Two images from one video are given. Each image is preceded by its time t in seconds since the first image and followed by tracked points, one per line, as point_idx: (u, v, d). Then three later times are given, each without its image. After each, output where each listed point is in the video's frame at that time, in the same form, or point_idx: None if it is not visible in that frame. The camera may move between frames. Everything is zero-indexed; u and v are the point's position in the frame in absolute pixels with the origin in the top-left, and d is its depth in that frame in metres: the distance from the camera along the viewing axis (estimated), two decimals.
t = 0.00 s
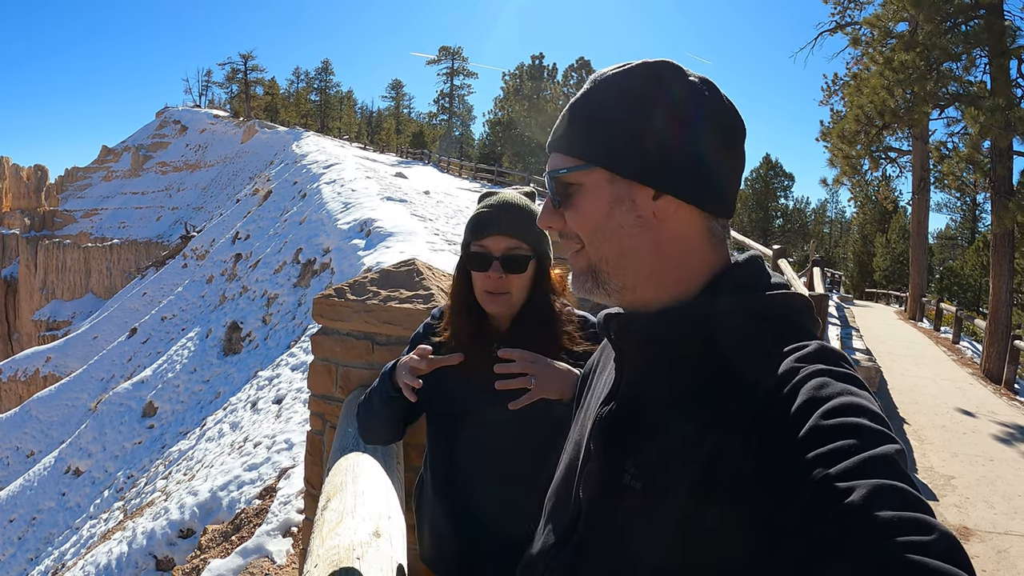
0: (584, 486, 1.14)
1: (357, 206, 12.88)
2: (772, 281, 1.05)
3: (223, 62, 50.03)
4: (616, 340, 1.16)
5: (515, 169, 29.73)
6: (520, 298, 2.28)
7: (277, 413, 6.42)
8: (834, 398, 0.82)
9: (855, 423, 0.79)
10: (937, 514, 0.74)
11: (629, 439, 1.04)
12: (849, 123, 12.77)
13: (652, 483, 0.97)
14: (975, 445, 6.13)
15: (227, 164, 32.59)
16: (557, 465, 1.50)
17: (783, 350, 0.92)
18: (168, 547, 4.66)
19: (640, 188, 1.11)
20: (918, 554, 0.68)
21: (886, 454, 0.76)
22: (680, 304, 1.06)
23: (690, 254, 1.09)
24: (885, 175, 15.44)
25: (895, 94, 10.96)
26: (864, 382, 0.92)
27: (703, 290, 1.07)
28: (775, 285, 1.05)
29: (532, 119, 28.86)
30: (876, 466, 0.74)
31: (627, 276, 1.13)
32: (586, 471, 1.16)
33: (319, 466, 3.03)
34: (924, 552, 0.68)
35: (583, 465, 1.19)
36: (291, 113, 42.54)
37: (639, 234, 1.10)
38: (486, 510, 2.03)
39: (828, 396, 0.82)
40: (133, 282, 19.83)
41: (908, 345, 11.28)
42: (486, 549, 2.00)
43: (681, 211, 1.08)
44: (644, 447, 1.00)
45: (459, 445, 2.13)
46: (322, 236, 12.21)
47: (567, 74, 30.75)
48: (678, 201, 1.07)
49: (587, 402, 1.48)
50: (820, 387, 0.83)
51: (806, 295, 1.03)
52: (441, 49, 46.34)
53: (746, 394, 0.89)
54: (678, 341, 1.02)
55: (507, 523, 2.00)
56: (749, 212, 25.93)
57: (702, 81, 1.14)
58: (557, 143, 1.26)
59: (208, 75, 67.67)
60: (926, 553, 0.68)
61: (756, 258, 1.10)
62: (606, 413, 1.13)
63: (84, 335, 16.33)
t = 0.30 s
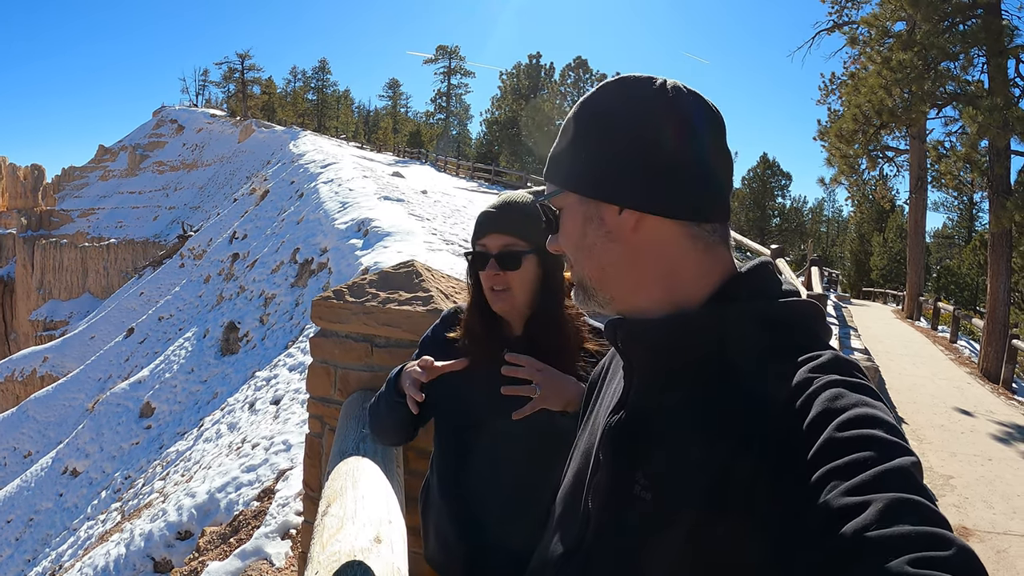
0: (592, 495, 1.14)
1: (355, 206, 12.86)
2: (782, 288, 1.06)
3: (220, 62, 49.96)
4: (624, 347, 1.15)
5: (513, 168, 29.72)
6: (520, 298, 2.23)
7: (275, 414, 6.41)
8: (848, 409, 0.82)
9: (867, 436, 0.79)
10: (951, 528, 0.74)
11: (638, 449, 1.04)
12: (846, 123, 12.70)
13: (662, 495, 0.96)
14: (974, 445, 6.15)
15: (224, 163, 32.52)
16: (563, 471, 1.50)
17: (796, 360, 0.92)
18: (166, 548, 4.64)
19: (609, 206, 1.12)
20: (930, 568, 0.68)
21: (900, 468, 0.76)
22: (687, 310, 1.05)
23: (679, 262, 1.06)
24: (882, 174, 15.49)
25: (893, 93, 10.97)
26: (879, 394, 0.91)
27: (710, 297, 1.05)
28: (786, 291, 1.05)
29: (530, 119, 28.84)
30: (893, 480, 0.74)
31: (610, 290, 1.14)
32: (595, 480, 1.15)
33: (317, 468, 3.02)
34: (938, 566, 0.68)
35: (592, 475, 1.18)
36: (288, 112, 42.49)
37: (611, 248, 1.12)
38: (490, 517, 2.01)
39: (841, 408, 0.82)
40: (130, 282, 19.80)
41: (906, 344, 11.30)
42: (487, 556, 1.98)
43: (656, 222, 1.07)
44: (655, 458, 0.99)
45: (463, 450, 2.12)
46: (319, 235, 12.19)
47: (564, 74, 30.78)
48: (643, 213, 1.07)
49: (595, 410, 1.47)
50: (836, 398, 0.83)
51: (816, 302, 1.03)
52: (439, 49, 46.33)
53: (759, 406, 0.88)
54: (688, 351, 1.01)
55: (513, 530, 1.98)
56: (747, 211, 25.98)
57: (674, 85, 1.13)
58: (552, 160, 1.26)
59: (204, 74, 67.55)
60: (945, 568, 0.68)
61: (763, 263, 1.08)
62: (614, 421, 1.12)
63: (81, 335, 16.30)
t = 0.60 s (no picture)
0: (597, 498, 1.14)
1: (353, 206, 12.85)
2: (786, 290, 1.05)
3: (217, 61, 49.87)
4: (628, 349, 1.14)
5: (511, 167, 29.71)
6: (509, 291, 2.18)
7: (274, 414, 6.39)
8: (850, 411, 0.82)
9: (869, 436, 0.78)
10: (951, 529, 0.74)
11: (641, 451, 1.04)
12: (844, 122, 12.73)
13: (666, 497, 0.96)
14: (972, 444, 6.16)
15: (222, 163, 32.47)
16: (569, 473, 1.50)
17: (799, 364, 0.91)
18: (165, 549, 4.63)
19: (617, 206, 1.12)
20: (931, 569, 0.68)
21: (901, 469, 0.76)
22: (690, 313, 1.05)
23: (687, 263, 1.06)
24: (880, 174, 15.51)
25: (891, 93, 10.98)
26: (883, 395, 0.91)
27: (714, 300, 1.05)
28: (790, 293, 1.04)
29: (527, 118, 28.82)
30: (894, 481, 0.74)
31: (619, 290, 1.13)
32: (600, 484, 1.15)
33: (317, 470, 3.01)
34: (941, 567, 0.68)
35: (597, 478, 1.18)
36: (286, 112, 42.45)
37: (619, 248, 1.12)
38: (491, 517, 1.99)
39: (842, 410, 0.82)
40: (128, 282, 19.75)
41: (904, 344, 11.31)
42: (489, 556, 1.96)
43: (664, 223, 1.07)
44: (657, 459, 0.99)
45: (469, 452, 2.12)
46: (318, 235, 12.18)
47: (562, 74, 30.80)
48: (654, 212, 1.07)
49: (601, 412, 1.47)
50: (838, 400, 0.83)
51: (819, 303, 1.03)
52: (437, 48, 46.31)
53: (763, 408, 0.88)
54: (692, 353, 1.01)
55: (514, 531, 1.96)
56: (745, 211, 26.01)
57: (685, 87, 1.13)
58: (557, 158, 1.26)
59: (201, 74, 67.42)
60: (945, 570, 0.68)
61: (768, 264, 1.08)
62: (620, 423, 1.12)
63: (78, 335, 16.27)
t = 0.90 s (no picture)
0: (596, 500, 1.13)
1: (351, 206, 12.85)
2: (783, 290, 1.05)
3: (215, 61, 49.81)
4: (626, 350, 1.14)
5: (509, 168, 29.71)
6: (497, 289, 2.20)
7: (272, 414, 6.38)
8: (847, 411, 0.82)
9: (867, 436, 0.78)
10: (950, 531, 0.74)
11: (640, 453, 1.03)
12: (842, 122, 12.78)
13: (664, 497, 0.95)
14: (971, 444, 6.17)
15: (221, 162, 32.44)
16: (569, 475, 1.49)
17: (795, 365, 0.91)
18: (163, 550, 4.62)
19: (631, 203, 1.12)
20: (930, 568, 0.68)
21: (899, 470, 0.75)
22: (689, 315, 1.05)
23: (693, 261, 1.07)
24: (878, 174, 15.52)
25: (889, 93, 10.99)
26: (879, 397, 0.91)
27: (710, 304, 1.05)
28: (786, 293, 1.04)
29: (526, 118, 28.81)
30: (892, 482, 0.74)
31: (623, 289, 1.13)
32: (599, 484, 1.14)
33: (316, 471, 3.01)
34: (938, 568, 0.68)
35: (595, 479, 1.17)
36: (285, 112, 42.42)
37: (632, 248, 1.11)
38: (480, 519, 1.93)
39: (839, 410, 0.82)
40: (127, 282, 19.74)
41: (902, 344, 11.32)
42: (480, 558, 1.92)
43: (678, 223, 1.08)
44: (656, 461, 0.99)
45: (457, 452, 2.06)
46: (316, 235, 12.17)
47: (561, 75, 30.80)
48: (668, 211, 1.07)
49: (600, 415, 1.46)
50: (834, 400, 0.83)
51: (817, 304, 1.02)
52: (435, 48, 46.28)
53: (761, 407, 0.88)
54: (691, 354, 1.00)
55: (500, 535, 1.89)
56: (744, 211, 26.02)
57: (697, 90, 1.14)
58: (558, 154, 1.27)
59: (199, 74, 67.38)
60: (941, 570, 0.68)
61: (767, 266, 1.07)
62: (619, 425, 1.12)
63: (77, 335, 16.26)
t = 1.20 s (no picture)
0: (590, 497, 1.12)
1: (349, 206, 12.87)
2: (773, 288, 1.04)
3: (214, 61, 49.73)
4: (623, 348, 1.14)
5: (508, 167, 29.70)
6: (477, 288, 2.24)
7: (270, 414, 6.38)
8: (840, 406, 0.81)
9: (860, 429, 0.78)
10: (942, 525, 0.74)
11: (635, 449, 1.03)
12: (841, 122, 12.81)
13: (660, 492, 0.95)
14: (969, 444, 6.17)
15: (220, 162, 32.41)
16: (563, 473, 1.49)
17: (788, 360, 0.91)
18: (161, 549, 4.62)
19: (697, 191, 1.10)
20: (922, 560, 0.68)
21: (893, 463, 0.75)
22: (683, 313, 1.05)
23: (692, 261, 1.09)
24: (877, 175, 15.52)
25: (888, 93, 11.00)
26: (873, 392, 0.91)
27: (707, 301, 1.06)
28: (777, 291, 1.03)
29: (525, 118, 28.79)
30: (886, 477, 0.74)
31: (665, 277, 1.10)
32: (593, 482, 1.14)
33: (313, 470, 3.00)
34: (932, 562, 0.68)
35: (590, 476, 1.17)
36: (284, 112, 42.38)
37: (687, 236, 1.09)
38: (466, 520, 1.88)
39: (833, 404, 0.82)
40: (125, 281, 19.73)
41: (900, 344, 11.34)
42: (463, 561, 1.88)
43: (717, 219, 1.11)
44: (651, 456, 0.98)
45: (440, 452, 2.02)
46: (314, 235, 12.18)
47: (560, 75, 30.78)
48: (719, 205, 1.10)
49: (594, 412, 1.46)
50: (828, 394, 0.82)
51: (810, 301, 1.02)
52: (434, 48, 46.21)
53: (757, 402, 0.88)
54: (688, 350, 1.00)
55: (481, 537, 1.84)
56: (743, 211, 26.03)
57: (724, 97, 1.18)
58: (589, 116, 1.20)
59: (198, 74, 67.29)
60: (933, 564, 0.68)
61: (760, 265, 1.08)
62: (614, 422, 1.11)
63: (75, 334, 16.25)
